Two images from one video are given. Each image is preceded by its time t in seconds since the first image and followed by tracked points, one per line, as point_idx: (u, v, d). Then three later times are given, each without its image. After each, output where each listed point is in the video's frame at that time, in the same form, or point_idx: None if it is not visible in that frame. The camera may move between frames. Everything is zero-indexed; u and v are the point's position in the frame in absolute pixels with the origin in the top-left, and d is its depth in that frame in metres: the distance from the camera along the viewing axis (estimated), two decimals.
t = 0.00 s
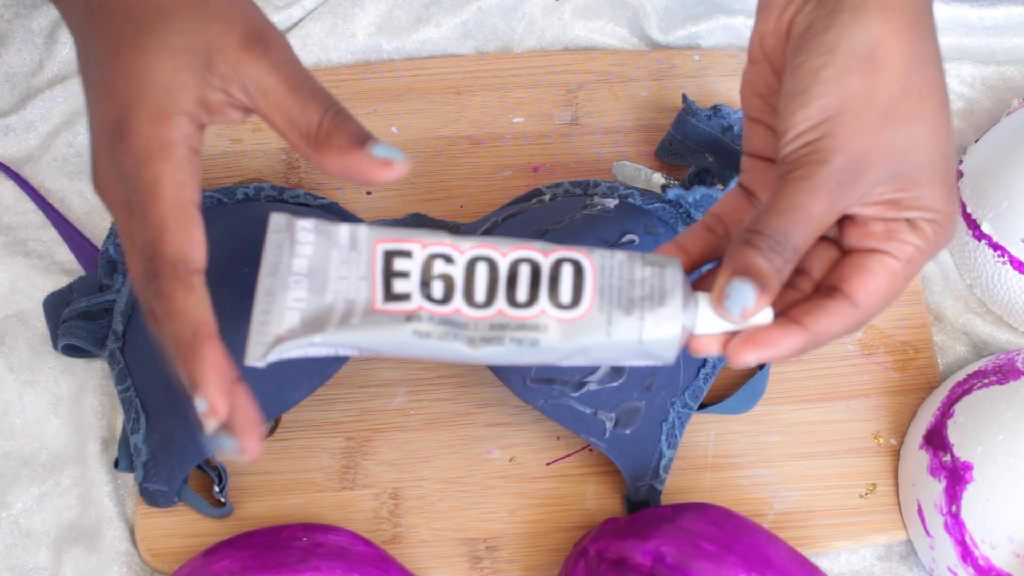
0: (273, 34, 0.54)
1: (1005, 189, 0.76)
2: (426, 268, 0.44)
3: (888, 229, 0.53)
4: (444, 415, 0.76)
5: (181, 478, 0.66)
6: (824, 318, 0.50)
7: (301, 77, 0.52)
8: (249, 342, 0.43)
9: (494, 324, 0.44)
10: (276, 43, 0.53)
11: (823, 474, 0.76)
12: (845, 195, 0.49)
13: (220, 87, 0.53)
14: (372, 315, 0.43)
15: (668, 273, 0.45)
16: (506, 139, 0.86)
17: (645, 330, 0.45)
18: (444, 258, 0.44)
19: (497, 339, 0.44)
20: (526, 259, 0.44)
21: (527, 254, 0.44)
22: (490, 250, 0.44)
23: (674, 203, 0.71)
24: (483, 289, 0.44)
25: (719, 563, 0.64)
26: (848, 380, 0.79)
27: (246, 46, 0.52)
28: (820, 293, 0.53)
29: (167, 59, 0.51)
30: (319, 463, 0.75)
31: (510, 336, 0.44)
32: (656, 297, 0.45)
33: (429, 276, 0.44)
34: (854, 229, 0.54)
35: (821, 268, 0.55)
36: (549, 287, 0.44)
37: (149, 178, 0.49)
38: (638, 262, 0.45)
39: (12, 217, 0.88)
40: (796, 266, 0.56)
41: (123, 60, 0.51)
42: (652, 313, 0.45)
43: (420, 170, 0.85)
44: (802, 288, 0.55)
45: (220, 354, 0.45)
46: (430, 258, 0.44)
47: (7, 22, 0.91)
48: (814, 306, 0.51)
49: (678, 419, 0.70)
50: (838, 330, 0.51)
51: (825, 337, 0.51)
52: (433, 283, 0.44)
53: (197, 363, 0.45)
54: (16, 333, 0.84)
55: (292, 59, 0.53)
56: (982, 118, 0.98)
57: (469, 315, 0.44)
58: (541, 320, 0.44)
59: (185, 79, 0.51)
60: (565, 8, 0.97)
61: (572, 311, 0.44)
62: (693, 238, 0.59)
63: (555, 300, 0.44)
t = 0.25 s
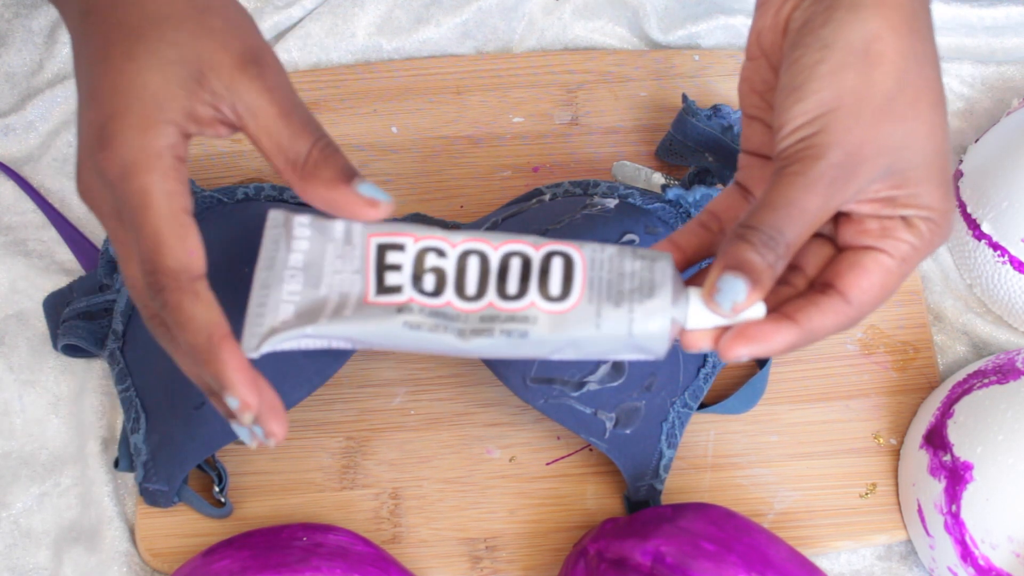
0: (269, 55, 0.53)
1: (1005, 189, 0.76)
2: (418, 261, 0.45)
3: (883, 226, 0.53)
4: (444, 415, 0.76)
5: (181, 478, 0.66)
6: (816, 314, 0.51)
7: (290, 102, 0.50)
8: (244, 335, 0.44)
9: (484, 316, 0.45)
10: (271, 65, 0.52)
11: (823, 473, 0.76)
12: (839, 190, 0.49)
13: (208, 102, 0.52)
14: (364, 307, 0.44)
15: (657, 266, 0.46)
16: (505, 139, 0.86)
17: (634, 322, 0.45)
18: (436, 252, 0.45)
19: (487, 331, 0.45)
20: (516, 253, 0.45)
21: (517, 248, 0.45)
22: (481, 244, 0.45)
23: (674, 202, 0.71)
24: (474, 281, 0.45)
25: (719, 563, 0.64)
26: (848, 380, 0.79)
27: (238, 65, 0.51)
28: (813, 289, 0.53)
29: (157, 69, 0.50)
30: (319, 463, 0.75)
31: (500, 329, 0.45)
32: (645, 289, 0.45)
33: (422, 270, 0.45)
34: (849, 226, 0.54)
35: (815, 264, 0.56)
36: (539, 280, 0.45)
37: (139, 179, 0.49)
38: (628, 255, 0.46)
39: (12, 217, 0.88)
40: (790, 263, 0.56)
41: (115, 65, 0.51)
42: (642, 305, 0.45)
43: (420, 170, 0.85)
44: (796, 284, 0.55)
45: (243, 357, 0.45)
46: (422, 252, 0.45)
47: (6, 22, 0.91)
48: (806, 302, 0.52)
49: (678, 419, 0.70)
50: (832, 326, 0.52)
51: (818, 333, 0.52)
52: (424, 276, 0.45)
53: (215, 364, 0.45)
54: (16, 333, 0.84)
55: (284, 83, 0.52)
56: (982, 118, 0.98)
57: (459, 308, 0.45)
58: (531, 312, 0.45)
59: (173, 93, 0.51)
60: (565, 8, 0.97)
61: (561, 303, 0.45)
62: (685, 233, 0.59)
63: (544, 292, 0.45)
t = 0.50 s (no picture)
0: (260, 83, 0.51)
1: (1005, 189, 0.76)
2: (411, 292, 0.47)
3: (871, 226, 0.53)
4: (444, 415, 0.76)
5: (181, 478, 0.66)
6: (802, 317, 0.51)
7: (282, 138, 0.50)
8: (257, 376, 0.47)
9: (475, 339, 0.46)
10: (260, 100, 0.50)
11: (822, 473, 0.76)
12: (823, 191, 0.49)
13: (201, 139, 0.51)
14: (364, 339, 0.46)
15: (636, 274, 0.46)
16: (505, 139, 0.86)
17: (616, 332, 0.45)
18: (427, 282, 0.47)
19: (478, 353, 0.46)
20: (501, 276, 0.46)
21: (502, 271, 0.47)
22: (467, 270, 0.47)
23: (674, 202, 0.71)
24: (464, 306, 0.46)
25: (719, 563, 0.64)
26: (848, 380, 0.79)
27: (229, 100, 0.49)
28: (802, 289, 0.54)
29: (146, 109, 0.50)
30: (319, 463, 0.75)
31: (491, 349, 0.46)
32: (624, 299, 0.46)
33: (414, 300, 0.47)
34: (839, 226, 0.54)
35: (805, 265, 0.57)
36: (523, 299, 0.46)
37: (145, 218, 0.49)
38: (608, 267, 0.46)
39: (12, 217, 0.88)
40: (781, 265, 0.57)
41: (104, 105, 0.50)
42: (622, 314, 0.45)
43: (420, 170, 0.85)
44: (786, 285, 0.56)
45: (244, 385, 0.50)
46: (414, 283, 0.47)
47: (6, 21, 0.91)
48: (791, 301, 0.52)
49: (678, 419, 0.70)
50: (817, 325, 0.52)
51: (803, 332, 0.52)
52: (418, 305, 0.46)
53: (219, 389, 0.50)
54: (16, 333, 0.84)
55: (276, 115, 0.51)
56: (982, 118, 0.98)
57: (452, 333, 0.46)
58: (518, 330, 0.46)
59: (162, 134, 0.50)
60: (565, 8, 0.97)
61: (545, 319, 0.46)
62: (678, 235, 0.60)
63: (529, 310, 0.46)
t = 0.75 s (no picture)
0: (198, 99, 0.51)
1: (1005, 189, 0.76)
2: (385, 297, 0.46)
3: (851, 226, 0.53)
4: (444, 415, 0.76)
5: (181, 478, 0.66)
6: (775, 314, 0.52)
7: (219, 158, 0.50)
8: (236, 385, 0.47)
9: (452, 344, 0.46)
10: (197, 123, 0.50)
11: (822, 473, 0.76)
12: (797, 190, 0.49)
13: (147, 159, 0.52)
14: (341, 346, 0.46)
15: (611, 275, 0.46)
16: (505, 139, 0.86)
17: (593, 335, 0.45)
18: (400, 285, 0.46)
19: (456, 358, 0.46)
20: (476, 279, 0.46)
21: (477, 274, 0.46)
22: (441, 273, 0.46)
23: (674, 202, 0.71)
24: (440, 311, 0.46)
25: (719, 563, 0.64)
26: (848, 380, 0.79)
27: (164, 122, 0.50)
28: (779, 285, 0.54)
29: (91, 135, 0.51)
30: (319, 463, 0.75)
31: (469, 355, 0.46)
32: (601, 303, 0.45)
33: (389, 305, 0.46)
34: (819, 225, 0.55)
35: (784, 262, 0.56)
36: (499, 303, 0.46)
37: (102, 243, 0.51)
38: (583, 268, 0.46)
39: (12, 217, 0.88)
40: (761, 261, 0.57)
41: (54, 131, 0.51)
42: (599, 319, 0.45)
43: (419, 170, 0.85)
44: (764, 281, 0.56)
45: (219, 395, 0.52)
46: (387, 287, 0.46)
47: (6, 22, 0.91)
48: (766, 296, 0.52)
49: (678, 419, 0.70)
50: (792, 321, 0.53)
51: (777, 327, 0.52)
52: (393, 310, 0.46)
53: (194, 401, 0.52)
54: (16, 333, 0.84)
55: (215, 132, 0.51)
56: (982, 118, 0.98)
57: (430, 337, 0.46)
58: (495, 336, 0.46)
59: (107, 158, 0.51)
60: (565, 8, 0.97)
61: (522, 325, 0.46)
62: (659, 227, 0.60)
63: (505, 315, 0.46)
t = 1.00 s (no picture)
0: (184, 102, 0.51)
1: (1005, 189, 0.76)
2: (372, 298, 0.46)
3: (849, 212, 0.53)
4: (444, 415, 0.76)
5: (180, 478, 0.66)
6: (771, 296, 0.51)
7: (204, 159, 0.49)
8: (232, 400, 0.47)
9: (441, 340, 0.46)
10: (183, 124, 0.50)
11: (823, 473, 0.76)
12: (794, 170, 0.49)
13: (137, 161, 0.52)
14: (331, 351, 0.46)
15: (593, 259, 0.46)
16: (506, 139, 0.86)
17: (580, 320, 0.45)
18: (386, 287, 0.46)
19: (445, 354, 0.46)
20: (460, 273, 0.46)
21: (460, 268, 0.46)
22: (425, 271, 0.46)
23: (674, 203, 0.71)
24: (427, 309, 0.46)
25: (719, 563, 0.64)
26: (848, 380, 0.79)
27: (150, 125, 0.50)
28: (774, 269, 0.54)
29: (83, 136, 0.51)
30: (319, 463, 0.75)
31: (458, 350, 0.46)
32: (584, 286, 0.46)
33: (376, 307, 0.46)
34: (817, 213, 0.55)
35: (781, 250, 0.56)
36: (484, 296, 0.46)
37: (101, 246, 0.51)
38: (565, 255, 0.46)
39: (12, 218, 0.88)
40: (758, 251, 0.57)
41: (50, 133, 0.52)
42: (584, 302, 0.45)
43: (420, 170, 0.85)
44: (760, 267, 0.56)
45: (216, 401, 0.52)
46: (374, 289, 0.46)
47: (6, 22, 0.91)
48: (762, 278, 0.52)
49: (678, 419, 0.70)
50: (787, 303, 0.52)
51: (771, 308, 0.52)
52: (380, 312, 0.46)
53: (190, 406, 0.52)
54: (16, 333, 0.84)
55: (200, 136, 0.50)
56: (982, 118, 0.98)
57: (418, 336, 0.46)
58: (483, 329, 0.46)
59: (97, 163, 0.51)
60: (565, 8, 0.97)
61: (507, 315, 0.46)
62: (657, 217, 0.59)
63: (491, 307, 0.46)
